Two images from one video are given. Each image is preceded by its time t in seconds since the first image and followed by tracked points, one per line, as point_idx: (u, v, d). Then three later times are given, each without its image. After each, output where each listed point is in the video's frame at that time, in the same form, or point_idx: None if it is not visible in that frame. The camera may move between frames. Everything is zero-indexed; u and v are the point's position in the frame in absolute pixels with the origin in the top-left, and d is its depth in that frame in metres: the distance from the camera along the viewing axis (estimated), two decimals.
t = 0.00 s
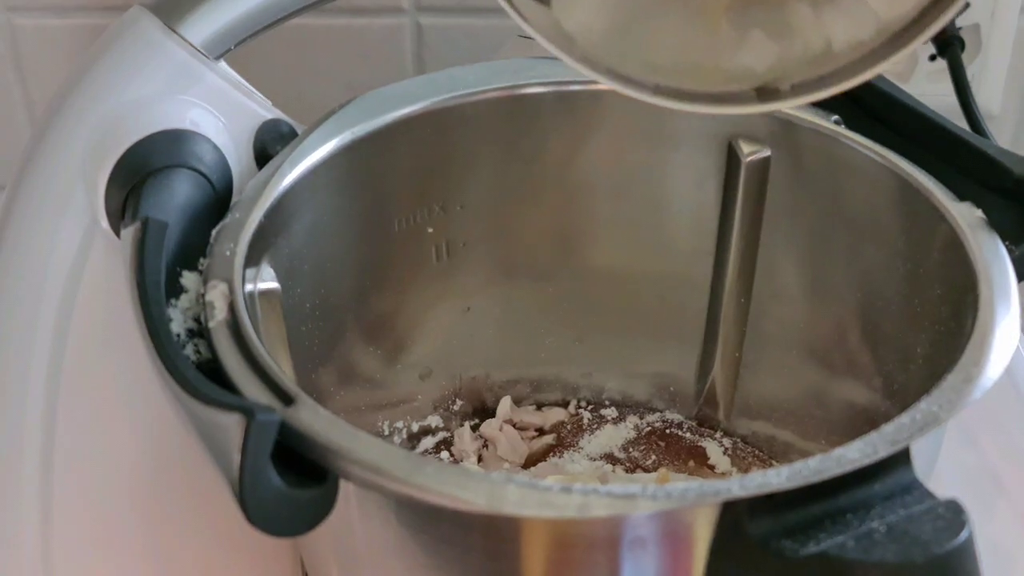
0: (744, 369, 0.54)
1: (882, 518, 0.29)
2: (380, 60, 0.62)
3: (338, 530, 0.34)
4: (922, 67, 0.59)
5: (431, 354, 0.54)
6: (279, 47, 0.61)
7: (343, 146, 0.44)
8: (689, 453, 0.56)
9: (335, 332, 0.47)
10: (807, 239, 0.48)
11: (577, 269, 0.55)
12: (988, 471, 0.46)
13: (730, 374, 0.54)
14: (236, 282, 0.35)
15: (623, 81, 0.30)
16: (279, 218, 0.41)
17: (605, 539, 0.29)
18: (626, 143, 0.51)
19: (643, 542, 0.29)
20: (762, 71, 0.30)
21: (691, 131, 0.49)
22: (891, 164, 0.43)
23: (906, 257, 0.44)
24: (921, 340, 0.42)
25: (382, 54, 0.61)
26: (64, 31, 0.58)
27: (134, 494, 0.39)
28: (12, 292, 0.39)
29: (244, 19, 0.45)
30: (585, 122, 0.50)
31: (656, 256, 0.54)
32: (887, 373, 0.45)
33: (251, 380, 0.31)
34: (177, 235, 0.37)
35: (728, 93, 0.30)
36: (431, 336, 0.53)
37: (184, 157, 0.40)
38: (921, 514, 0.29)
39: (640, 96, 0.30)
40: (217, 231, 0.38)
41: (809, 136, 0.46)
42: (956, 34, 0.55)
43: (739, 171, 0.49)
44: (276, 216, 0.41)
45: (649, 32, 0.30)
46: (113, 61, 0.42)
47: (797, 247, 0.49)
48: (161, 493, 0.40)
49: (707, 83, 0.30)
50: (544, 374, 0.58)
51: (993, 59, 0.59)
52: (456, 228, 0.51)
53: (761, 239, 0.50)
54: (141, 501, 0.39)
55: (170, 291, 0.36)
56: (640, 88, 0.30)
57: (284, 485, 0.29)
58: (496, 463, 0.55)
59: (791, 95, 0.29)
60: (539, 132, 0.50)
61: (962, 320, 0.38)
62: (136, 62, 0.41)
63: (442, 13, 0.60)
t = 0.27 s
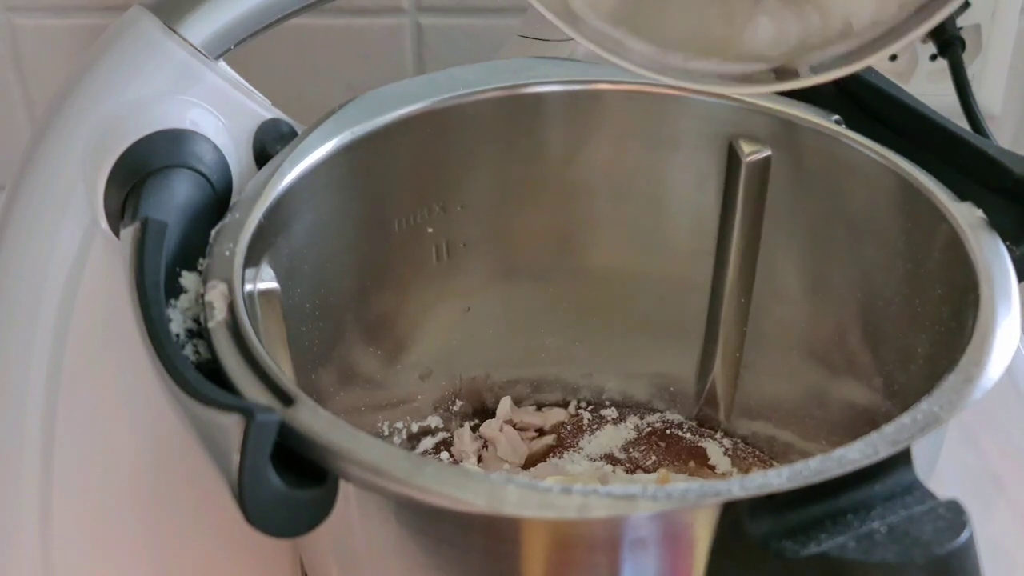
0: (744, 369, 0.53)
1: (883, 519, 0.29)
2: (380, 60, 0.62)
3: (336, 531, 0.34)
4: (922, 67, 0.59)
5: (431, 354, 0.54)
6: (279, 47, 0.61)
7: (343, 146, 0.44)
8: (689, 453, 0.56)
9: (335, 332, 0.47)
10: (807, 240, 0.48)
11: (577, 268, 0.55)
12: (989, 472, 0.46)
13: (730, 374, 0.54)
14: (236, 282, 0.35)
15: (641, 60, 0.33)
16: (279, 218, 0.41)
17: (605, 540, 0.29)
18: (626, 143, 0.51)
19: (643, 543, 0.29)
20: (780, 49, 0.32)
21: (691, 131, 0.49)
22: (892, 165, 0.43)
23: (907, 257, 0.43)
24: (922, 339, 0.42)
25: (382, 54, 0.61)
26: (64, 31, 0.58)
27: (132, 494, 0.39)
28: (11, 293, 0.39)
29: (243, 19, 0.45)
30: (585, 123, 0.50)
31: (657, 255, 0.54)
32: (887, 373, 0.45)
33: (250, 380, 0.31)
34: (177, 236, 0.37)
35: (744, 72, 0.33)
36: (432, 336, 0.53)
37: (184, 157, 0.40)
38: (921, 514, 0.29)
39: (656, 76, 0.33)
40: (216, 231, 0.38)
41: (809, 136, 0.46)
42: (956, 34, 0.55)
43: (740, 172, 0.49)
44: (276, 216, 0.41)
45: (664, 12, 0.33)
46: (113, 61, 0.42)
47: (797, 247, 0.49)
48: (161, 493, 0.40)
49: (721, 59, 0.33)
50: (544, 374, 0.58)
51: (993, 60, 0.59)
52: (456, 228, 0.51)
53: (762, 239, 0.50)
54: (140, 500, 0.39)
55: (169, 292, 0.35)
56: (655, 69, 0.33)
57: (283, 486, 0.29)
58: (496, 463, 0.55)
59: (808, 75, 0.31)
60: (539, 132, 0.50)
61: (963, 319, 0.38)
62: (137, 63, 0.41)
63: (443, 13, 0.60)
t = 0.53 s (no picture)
0: (744, 369, 0.53)
1: (882, 518, 0.29)
2: (380, 61, 0.62)
3: (336, 531, 0.34)
4: (922, 67, 0.59)
5: (431, 353, 0.54)
6: (279, 47, 0.61)
7: (343, 146, 0.44)
8: (689, 453, 0.56)
9: (335, 332, 0.47)
10: (807, 239, 0.48)
11: (577, 268, 0.55)
12: (988, 472, 0.46)
13: (730, 374, 0.54)
14: (236, 282, 0.35)
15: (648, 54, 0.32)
16: (279, 219, 0.41)
17: (605, 540, 0.29)
18: (626, 143, 0.51)
19: (643, 543, 0.29)
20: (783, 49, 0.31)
21: (691, 131, 0.49)
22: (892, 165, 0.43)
23: (907, 257, 0.43)
24: (922, 339, 0.42)
25: (382, 54, 0.61)
26: (64, 32, 0.58)
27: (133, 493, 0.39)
28: (12, 293, 0.39)
29: (243, 19, 0.45)
30: (585, 123, 0.50)
31: (656, 255, 0.54)
32: (887, 373, 0.45)
33: (250, 380, 0.31)
34: (177, 236, 0.37)
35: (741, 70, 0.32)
36: (431, 336, 0.53)
37: (184, 157, 0.40)
38: (921, 514, 0.29)
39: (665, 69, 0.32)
40: (216, 231, 0.38)
41: (809, 136, 0.46)
42: (956, 34, 0.55)
43: (740, 172, 0.49)
44: (276, 216, 0.41)
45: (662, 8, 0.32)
46: (113, 61, 0.42)
47: (797, 247, 0.49)
48: (161, 492, 0.40)
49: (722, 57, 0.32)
50: (544, 374, 0.58)
51: (994, 60, 0.59)
52: (456, 227, 0.51)
53: (762, 238, 0.50)
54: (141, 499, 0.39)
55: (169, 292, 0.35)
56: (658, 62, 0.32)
57: (283, 486, 0.29)
58: (496, 463, 0.55)
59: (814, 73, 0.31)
60: (539, 132, 0.50)
61: (963, 319, 0.38)
62: (137, 63, 0.41)
63: (443, 13, 0.60)
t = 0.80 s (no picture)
0: (744, 369, 0.53)
1: (882, 518, 0.29)
2: (380, 61, 0.62)
3: (336, 531, 0.34)
4: (922, 67, 0.59)
5: (431, 353, 0.54)
6: (279, 47, 0.61)
7: (343, 146, 0.44)
8: (689, 453, 0.56)
9: (335, 332, 0.47)
10: (806, 239, 0.48)
11: (577, 268, 0.55)
12: (988, 471, 0.46)
13: (730, 374, 0.54)
14: (236, 282, 0.35)
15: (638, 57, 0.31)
16: (279, 218, 0.41)
17: (605, 540, 0.29)
18: (626, 143, 0.51)
19: (643, 543, 0.29)
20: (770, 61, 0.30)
21: (691, 131, 0.49)
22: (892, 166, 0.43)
23: (907, 257, 0.43)
24: (922, 340, 0.42)
25: (382, 54, 0.61)
26: (64, 32, 0.58)
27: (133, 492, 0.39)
28: (12, 293, 0.39)
29: (242, 19, 0.45)
30: (585, 123, 0.50)
31: (656, 255, 0.54)
32: (887, 373, 0.45)
33: (250, 380, 0.31)
34: (177, 235, 0.37)
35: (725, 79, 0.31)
36: (431, 336, 0.53)
37: (184, 157, 0.40)
38: (921, 514, 0.29)
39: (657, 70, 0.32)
40: (216, 231, 0.38)
41: (810, 136, 0.46)
42: (956, 34, 0.55)
43: (740, 172, 0.49)
44: (276, 215, 0.41)
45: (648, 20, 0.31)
46: (113, 60, 0.42)
47: (797, 247, 0.49)
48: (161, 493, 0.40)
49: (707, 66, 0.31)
50: (544, 374, 0.58)
51: (993, 59, 0.59)
52: (456, 227, 0.51)
53: (762, 238, 0.50)
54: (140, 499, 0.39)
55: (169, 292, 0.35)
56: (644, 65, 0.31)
57: (283, 486, 0.29)
58: (495, 463, 0.55)
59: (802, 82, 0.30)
60: (539, 132, 0.50)
61: (963, 319, 0.38)
62: (137, 62, 0.41)
63: (443, 13, 0.60)
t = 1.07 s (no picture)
0: (744, 369, 0.53)
1: (882, 519, 0.29)
2: (380, 61, 0.62)
3: (337, 531, 0.34)
4: (922, 67, 0.59)
5: (431, 353, 0.54)
6: (279, 47, 0.61)
7: (343, 146, 0.44)
8: (689, 453, 0.56)
9: (335, 332, 0.47)
10: (806, 240, 0.48)
11: (577, 268, 0.55)
12: (989, 471, 0.46)
13: (730, 374, 0.54)
14: (236, 282, 0.35)
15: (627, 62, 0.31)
16: (279, 219, 0.41)
17: (605, 540, 0.29)
18: (626, 143, 0.51)
19: (643, 543, 0.29)
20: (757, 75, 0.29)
21: (691, 131, 0.49)
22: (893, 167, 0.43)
23: (907, 257, 0.43)
24: (922, 340, 0.42)
25: (382, 54, 0.61)
26: (64, 31, 0.58)
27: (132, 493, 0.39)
28: (11, 293, 0.39)
29: (243, 19, 0.45)
30: (585, 123, 0.50)
31: (657, 255, 0.54)
32: (887, 373, 0.45)
33: (250, 380, 0.31)
34: (177, 235, 0.37)
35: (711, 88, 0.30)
36: (431, 336, 0.53)
37: (184, 156, 0.40)
38: (921, 514, 0.29)
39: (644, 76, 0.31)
40: (216, 230, 0.38)
41: (810, 136, 0.46)
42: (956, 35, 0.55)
43: (740, 173, 0.49)
44: (276, 215, 0.41)
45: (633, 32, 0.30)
46: (113, 60, 0.42)
47: (797, 247, 0.49)
48: (161, 493, 0.40)
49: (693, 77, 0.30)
50: (544, 374, 0.58)
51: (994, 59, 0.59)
52: (456, 227, 0.51)
53: (762, 239, 0.50)
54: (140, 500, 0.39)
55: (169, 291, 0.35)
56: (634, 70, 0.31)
57: (283, 486, 0.29)
58: (496, 463, 0.55)
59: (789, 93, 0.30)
60: (539, 133, 0.50)
61: (963, 319, 0.38)
62: (137, 62, 0.41)
63: (443, 13, 0.60)
